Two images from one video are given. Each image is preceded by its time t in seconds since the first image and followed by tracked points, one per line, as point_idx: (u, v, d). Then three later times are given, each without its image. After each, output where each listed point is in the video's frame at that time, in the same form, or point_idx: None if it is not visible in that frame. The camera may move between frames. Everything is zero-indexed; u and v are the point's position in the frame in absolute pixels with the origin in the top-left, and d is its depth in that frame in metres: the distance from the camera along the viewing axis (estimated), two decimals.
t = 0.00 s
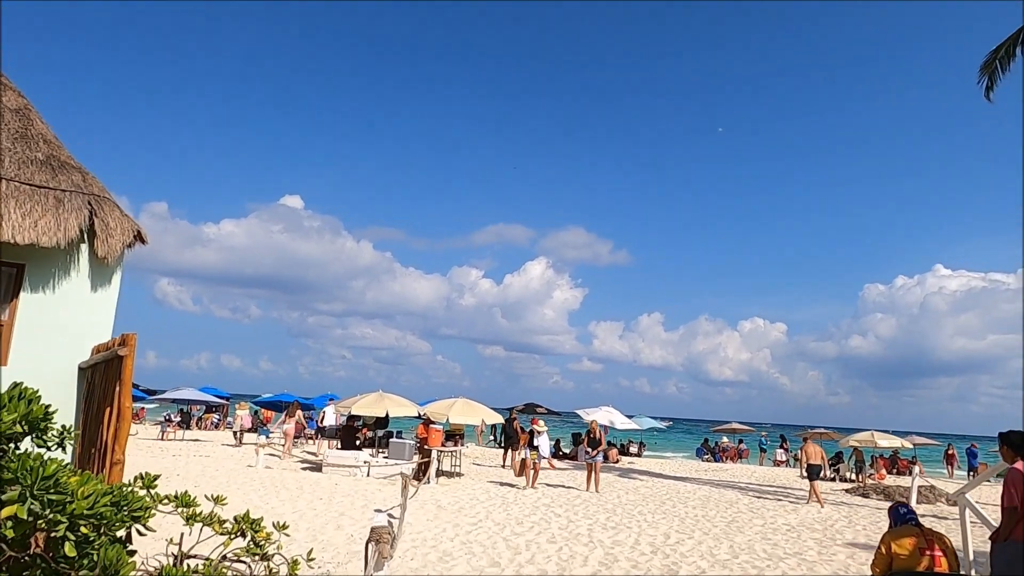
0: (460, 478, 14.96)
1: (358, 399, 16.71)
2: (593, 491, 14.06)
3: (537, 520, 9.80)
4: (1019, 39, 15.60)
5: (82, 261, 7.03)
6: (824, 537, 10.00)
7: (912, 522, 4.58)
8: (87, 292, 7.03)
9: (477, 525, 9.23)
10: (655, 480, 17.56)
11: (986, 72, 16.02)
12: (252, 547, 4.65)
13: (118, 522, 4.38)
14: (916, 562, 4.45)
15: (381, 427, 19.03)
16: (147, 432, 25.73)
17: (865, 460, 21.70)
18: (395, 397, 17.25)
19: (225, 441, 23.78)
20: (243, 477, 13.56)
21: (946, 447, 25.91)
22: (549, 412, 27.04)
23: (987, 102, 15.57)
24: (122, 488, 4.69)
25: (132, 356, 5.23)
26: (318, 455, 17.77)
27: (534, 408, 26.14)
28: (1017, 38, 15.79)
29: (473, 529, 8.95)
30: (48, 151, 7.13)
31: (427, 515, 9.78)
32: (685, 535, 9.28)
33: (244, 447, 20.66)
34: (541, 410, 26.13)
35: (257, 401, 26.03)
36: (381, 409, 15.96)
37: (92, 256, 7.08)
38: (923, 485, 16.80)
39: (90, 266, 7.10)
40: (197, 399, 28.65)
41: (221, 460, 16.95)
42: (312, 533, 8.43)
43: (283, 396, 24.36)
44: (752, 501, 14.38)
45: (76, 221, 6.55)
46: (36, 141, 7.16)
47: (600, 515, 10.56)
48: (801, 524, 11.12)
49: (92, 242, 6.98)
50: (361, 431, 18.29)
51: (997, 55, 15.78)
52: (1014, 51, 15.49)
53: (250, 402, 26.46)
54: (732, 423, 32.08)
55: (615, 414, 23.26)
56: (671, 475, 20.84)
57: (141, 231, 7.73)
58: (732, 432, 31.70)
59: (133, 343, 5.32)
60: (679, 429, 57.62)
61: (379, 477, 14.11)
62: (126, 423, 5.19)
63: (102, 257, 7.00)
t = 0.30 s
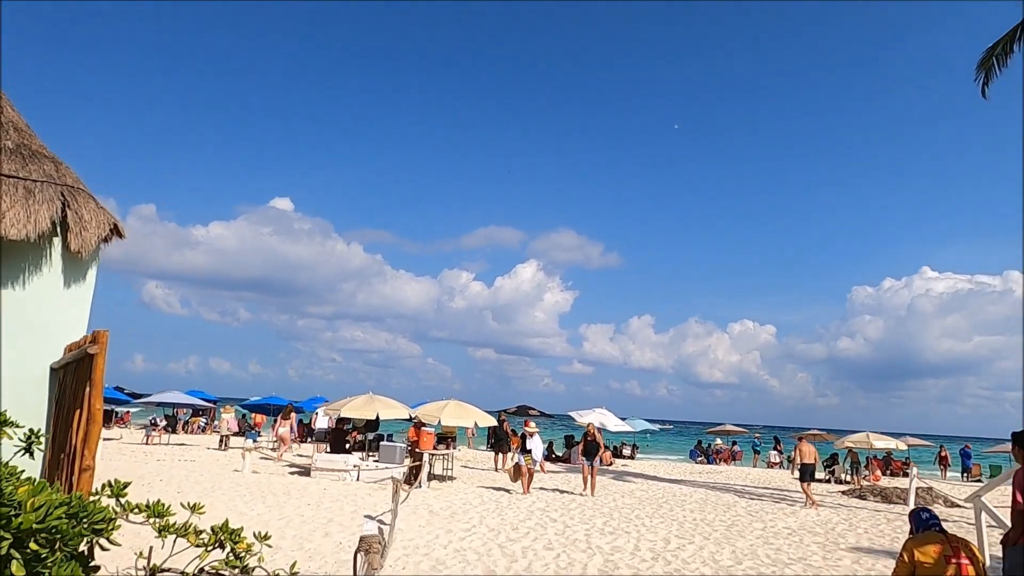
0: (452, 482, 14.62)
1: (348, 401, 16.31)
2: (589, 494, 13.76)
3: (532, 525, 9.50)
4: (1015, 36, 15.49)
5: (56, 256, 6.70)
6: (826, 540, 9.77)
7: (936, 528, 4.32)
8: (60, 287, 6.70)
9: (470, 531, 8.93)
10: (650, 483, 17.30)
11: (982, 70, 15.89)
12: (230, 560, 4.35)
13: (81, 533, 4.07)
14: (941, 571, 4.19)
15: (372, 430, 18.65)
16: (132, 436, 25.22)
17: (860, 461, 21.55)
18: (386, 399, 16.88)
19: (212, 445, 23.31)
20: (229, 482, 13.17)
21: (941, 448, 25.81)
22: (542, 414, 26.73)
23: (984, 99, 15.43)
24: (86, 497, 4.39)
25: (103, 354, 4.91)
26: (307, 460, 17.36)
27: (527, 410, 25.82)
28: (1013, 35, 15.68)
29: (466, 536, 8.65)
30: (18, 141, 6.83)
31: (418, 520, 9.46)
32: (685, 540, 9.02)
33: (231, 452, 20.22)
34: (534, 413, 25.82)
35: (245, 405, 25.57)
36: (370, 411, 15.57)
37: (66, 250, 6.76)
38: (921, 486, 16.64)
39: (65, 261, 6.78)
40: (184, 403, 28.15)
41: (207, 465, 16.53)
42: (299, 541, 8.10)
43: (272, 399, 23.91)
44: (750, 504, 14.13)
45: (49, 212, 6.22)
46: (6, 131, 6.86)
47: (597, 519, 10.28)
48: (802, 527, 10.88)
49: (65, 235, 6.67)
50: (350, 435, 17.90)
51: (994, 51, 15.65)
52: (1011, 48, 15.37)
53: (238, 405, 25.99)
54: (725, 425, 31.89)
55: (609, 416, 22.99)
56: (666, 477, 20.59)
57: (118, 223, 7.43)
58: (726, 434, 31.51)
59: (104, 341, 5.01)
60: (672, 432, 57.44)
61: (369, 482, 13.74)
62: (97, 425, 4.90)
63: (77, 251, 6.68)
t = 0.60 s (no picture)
0: (440, 483, 14.29)
1: (333, 401, 15.89)
2: (579, 496, 13.47)
3: (522, 528, 9.20)
4: (1008, 33, 15.43)
5: (20, 244, 6.30)
6: (823, 542, 9.58)
7: (953, 532, 4.07)
8: (24, 278, 6.30)
9: (459, 535, 8.61)
10: (641, 484, 17.04)
11: (976, 66, 15.79)
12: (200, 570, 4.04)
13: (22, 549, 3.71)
14: None
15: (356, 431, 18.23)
16: (111, 438, 24.62)
17: (850, 462, 21.43)
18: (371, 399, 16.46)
19: (194, 446, 22.79)
20: (208, 484, 12.74)
21: (929, 448, 25.78)
22: (530, 415, 26.41)
23: (978, 96, 15.33)
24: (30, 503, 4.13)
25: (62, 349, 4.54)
26: (290, 461, 16.91)
27: (515, 411, 25.51)
28: (1007, 32, 15.58)
29: (454, 540, 8.33)
30: None
31: (405, 524, 9.14)
32: (679, 544, 8.78)
33: (212, 453, 19.71)
34: (522, 414, 25.53)
35: (228, 405, 25.02)
36: (356, 411, 15.18)
37: (29, 238, 6.36)
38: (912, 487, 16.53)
39: (29, 249, 6.38)
40: (165, 403, 27.55)
41: (186, 466, 16.06)
42: (278, 546, 7.75)
43: (256, 399, 23.42)
44: (743, 505, 13.93)
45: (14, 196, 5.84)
46: None
47: (588, 522, 10.01)
48: (797, 529, 10.69)
49: (29, 222, 6.28)
50: (335, 435, 17.50)
51: (987, 49, 15.57)
52: (1004, 45, 15.31)
53: (221, 406, 25.46)
54: (715, 425, 31.79)
55: (598, 417, 22.73)
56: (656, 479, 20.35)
57: (85, 211, 7.09)
58: (716, 435, 31.39)
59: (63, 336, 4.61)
60: (660, 432, 57.31)
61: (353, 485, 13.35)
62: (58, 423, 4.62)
63: (41, 239, 6.30)
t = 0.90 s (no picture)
0: (423, 487, 13.94)
1: (313, 402, 15.45)
2: (565, 499, 13.19)
3: (508, 534, 8.90)
4: (996, 33, 15.40)
5: None
6: (814, 547, 9.39)
7: (966, 544, 3.89)
8: None
9: (441, 542, 8.30)
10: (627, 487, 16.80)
11: (965, 66, 15.77)
12: None
13: None
14: None
15: (338, 433, 17.83)
16: (85, 439, 23.95)
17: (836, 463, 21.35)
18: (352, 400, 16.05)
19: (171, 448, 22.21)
20: (183, 488, 12.29)
21: (914, 449, 25.81)
22: (515, 416, 26.11)
23: (966, 95, 15.29)
24: None
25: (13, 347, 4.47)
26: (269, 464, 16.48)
27: (501, 411, 25.21)
28: (996, 32, 15.57)
29: (437, 547, 8.02)
30: None
31: (384, 530, 8.79)
32: (669, 549, 8.53)
33: (189, 455, 19.20)
34: (507, 414, 25.23)
35: (207, 406, 24.48)
36: (337, 413, 14.77)
37: None
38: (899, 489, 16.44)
39: None
40: (142, 404, 26.90)
41: (161, 469, 15.54)
42: (250, 555, 7.41)
43: (235, 400, 22.92)
44: (732, 508, 13.73)
45: None
46: None
47: (575, 527, 9.74)
48: (787, 533, 10.49)
49: None
50: (316, 437, 17.09)
51: (975, 48, 15.55)
52: (992, 45, 15.29)
53: (199, 407, 24.91)
54: (701, 426, 31.71)
55: (584, 418, 22.49)
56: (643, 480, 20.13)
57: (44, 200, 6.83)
58: (702, 435, 31.32)
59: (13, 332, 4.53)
60: (645, 432, 57.25)
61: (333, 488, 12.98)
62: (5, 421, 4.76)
63: None
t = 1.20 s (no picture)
0: (407, 487, 13.62)
1: (295, 400, 15.07)
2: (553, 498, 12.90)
3: (494, 535, 8.61)
4: (987, 29, 15.30)
5: None
6: (808, 546, 9.20)
7: (980, 544, 3.69)
8: None
9: (425, 543, 8.00)
10: (616, 486, 16.55)
11: (956, 62, 15.66)
12: None
13: None
14: None
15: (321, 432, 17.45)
16: (62, 439, 23.38)
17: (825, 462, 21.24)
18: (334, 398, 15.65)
19: (150, 449, 21.68)
20: (158, 489, 11.92)
21: (901, 447, 25.77)
22: (503, 415, 25.80)
23: (958, 91, 15.13)
24: None
25: None
26: (249, 464, 16.10)
27: (488, 410, 24.90)
28: (987, 28, 15.47)
29: (420, 549, 7.72)
30: None
31: (366, 531, 8.48)
32: (660, 550, 8.30)
33: (169, 455, 18.75)
34: (495, 413, 24.93)
35: (187, 405, 23.97)
36: (319, 411, 14.41)
37: None
38: (889, 487, 16.32)
39: None
40: (122, 404, 26.35)
41: (138, 470, 15.11)
42: (224, 557, 7.08)
43: (216, 399, 22.44)
44: (722, 507, 13.52)
45: None
46: None
47: (564, 527, 9.47)
48: (779, 532, 10.30)
49: None
50: (298, 437, 16.71)
51: (966, 44, 15.43)
52: (982, 41, 15.19)
53: (180, 406, 24.40)
54: (689, 425, 31.61)
55: (572, 417, 22.23)
56: (631, 479, 19.92)
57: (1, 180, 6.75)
58: (690, 434, 31.24)
59: None
60: (633, 432, 57.20)
61: (315, 488, 12.63)
62: None
63: None
